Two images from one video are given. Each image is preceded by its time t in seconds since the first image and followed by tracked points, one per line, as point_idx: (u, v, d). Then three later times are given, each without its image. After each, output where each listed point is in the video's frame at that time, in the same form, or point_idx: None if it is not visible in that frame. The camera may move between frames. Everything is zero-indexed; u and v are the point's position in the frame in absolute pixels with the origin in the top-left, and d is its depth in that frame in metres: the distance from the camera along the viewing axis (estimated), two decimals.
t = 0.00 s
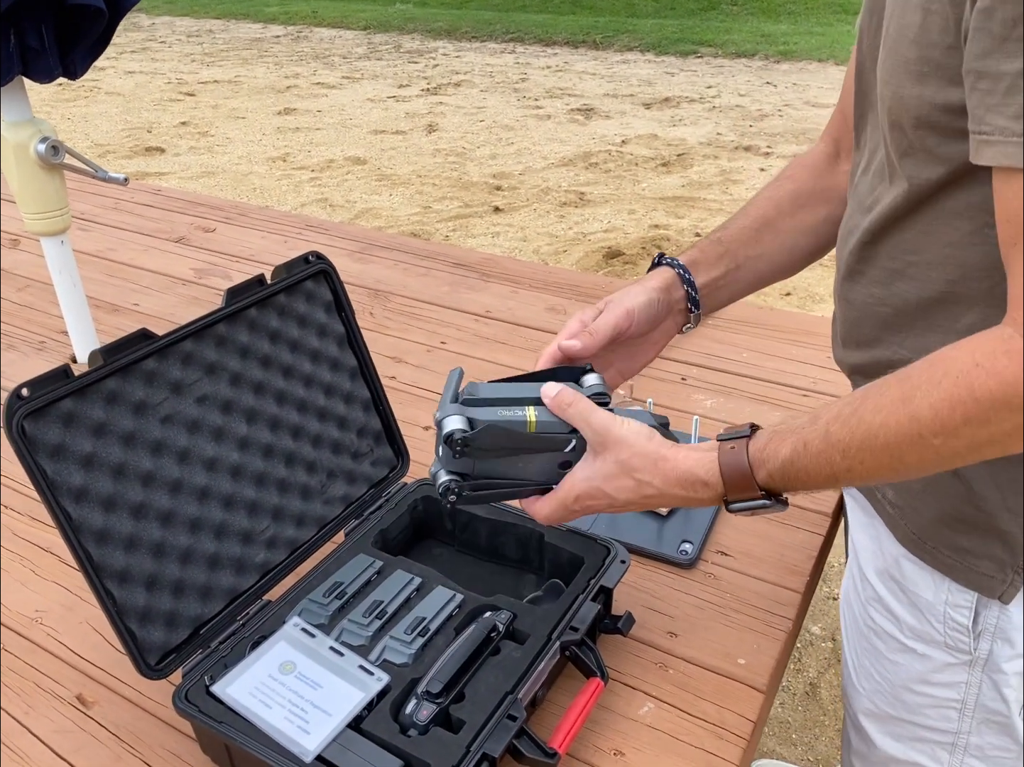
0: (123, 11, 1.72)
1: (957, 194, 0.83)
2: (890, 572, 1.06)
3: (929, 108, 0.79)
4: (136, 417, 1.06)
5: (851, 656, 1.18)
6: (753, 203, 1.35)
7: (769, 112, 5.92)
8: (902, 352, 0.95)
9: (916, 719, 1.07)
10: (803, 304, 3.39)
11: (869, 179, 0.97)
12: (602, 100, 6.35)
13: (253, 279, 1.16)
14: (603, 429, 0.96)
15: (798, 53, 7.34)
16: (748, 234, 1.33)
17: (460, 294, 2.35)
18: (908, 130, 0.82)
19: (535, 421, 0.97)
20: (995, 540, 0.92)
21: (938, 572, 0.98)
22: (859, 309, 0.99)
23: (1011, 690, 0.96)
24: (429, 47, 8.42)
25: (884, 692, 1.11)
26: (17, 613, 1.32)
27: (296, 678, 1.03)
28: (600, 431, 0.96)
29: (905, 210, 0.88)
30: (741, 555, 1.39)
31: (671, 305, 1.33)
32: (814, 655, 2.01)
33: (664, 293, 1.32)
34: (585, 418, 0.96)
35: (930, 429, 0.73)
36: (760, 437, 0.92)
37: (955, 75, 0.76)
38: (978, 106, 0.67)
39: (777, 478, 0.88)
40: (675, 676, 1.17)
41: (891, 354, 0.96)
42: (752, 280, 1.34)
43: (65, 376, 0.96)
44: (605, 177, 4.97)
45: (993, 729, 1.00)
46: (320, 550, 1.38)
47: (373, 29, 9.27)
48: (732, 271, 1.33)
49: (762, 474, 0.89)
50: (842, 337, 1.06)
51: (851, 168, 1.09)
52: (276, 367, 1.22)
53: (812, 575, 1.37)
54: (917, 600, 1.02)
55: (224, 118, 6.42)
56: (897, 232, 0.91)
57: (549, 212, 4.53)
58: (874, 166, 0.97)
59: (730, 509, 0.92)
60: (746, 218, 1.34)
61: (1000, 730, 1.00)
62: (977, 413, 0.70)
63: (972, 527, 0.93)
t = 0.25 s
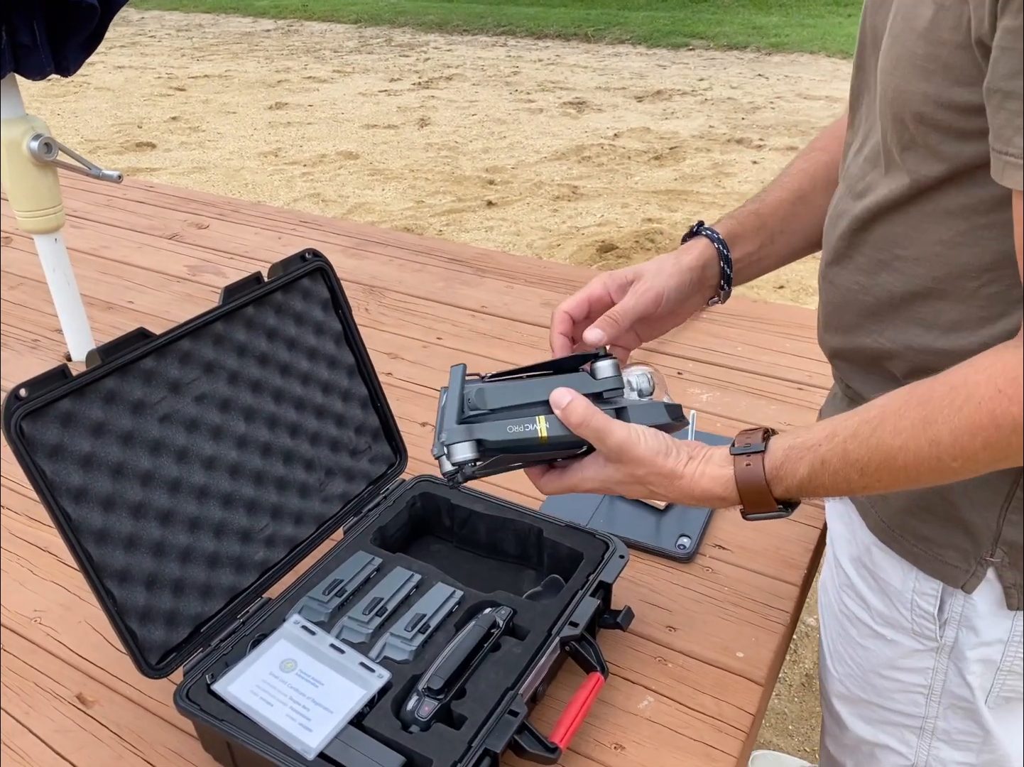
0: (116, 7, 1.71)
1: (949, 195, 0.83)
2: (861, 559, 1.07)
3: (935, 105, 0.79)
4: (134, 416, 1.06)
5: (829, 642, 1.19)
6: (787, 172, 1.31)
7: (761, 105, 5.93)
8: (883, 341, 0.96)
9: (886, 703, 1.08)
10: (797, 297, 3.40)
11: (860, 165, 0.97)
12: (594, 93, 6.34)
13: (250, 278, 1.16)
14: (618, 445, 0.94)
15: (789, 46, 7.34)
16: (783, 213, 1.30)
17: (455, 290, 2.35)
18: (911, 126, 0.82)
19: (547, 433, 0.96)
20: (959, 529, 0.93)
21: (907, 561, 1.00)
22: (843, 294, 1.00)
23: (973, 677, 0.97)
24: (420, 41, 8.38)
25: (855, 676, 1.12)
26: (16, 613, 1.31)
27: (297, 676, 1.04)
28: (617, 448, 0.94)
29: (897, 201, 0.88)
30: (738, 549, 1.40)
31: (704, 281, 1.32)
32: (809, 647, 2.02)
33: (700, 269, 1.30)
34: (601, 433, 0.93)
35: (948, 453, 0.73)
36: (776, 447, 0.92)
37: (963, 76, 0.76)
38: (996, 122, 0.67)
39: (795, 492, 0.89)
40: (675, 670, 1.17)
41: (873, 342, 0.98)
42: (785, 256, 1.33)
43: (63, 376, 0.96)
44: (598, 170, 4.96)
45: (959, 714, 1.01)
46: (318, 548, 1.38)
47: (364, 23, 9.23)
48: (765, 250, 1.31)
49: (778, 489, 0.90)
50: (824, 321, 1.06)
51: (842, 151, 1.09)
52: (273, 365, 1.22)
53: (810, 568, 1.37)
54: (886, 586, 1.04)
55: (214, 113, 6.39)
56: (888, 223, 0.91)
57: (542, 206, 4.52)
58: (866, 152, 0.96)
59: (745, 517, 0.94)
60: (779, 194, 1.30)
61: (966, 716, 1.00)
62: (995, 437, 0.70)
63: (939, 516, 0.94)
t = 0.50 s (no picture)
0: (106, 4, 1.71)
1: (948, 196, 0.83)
2: (852, 555, 1.08)
3: (941, 105, 0.78)
4: (128, 415, 1.05)
5: (817, 638, 1.19)
6: (800, 170, 1.30)
7: (754, 100, 5.93)
8: (877, 339, 0.96)
9: (874, 698, 1.08)
10: (791, 292, 3.40)
11: (859, 160, 0.97)
12: (587, 89, 6.33)
13: (243, 276, 1.15)
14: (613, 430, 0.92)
15: (781, 40, 7.34)
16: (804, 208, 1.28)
17: (449, 286, 2.35)
18: (915, 125, 0.82)
19: (543, 421, 0.93)
20: (948, 526, 0.93)
21: (897, 558, 1.00)
22: (838, 289, 1.00)
23: (963, 673, 0.98)
24: (412, 36, 8.36)
25: (844, 671, 1.12)
26: (10, 613, 1.31)
27: (293, 674, 1.03)
28: (611, 433, 0.92)
29: (897, 199, 0.88)
30: (734, 544, 1.40)
31: (726, 289, 1.27)
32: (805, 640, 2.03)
33: (723, 278, 1.25)
34: (597, 418, 0.91)
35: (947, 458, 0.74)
36: (772, 442, 0.92)
37: (971, 78, 0.76)
38: (1011, 130, 0.67)
39: (790, 489, 0.89)
40: (671, 666, 1.17)
41: (867, 339, 0.98)
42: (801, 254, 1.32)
43: (56, 375, 0.95)
44: (591, 166, 4.96)
45: (948, 710, 1.01)
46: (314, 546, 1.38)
47: (356, 19, 9.20)
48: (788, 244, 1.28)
49: (773, 485, 0.90)
50: (817, 317, 1.06)
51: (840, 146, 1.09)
52: (267, 363, 1.21)
53: (805, 563, 1.38)
54: (877, 582, 1.04)
55: (206, 110, 6.36)
56: (886, 220, 0.91)
57: (536, 202, 4.52)
58: (865, 147, 0.96)
59: (737, 512, 0.94)
60: (797, 190, 1.28)
61: (954, 712, 1.01)
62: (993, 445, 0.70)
63: (929, 512, 0.95)
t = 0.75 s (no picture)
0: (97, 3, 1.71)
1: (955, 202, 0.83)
2: (853, 559, 1.08)
3: (950, 112, 0.79)
4: (118, 417, 1.05)
5: (820, 640, 1.19)
6: (781, 176, 1.27)
7: (747, 96, 5.93)
8: (879, 344, 0.96)
9: (878, 702, 1.09)
10: (784, 289, 3.41)
11: (860, 162, 0.97)
12: (580, 86, 6.33)
13: (234, 276, 1.15)
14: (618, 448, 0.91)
15: (774, 37, 7.35)
16: (782, 218, 1.25)
17: (442, 285, 2.35)
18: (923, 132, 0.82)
19: (548, 448, 0.91)
20: (949, 530, 0.93)
21: (898, 561, 1.00)
22: (840, 293, 1.00)
23: (965, 677, 0.98)
24: (405, 34, 8.34)
25: (847, 675, 1.12)
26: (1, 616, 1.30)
27: (286, 676, 1.03)
28: (618, 450, 0.91)
29: (903, 204, 0.88)
30: (727, 543, 1.40)
31: (709, 295, 1.26)
32: (799, 637, 2.03)
33: (704, 283, 1.25)
34: (601, 439, 0.91)
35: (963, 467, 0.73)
36: (781, 447, 0.91)
37: (980, 85, 0.76)
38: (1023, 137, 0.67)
39: (800, 495, 0.88)
40: (665, 664, 1.17)
41: (869, 344, 0.98)
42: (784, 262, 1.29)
43: (46, 377, 0.94)
44: (585, 163, 4.96)
45: (952, 714, 1.02)
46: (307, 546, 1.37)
47: (348, 16, 9.17)
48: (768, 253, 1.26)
49: (783, 492, 0.89)
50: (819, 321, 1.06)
51: (836, 147, 1.09)
52: (258, 364, 1.21)
53: (798, 561, 1.38)
54: (878, 586, 1.04)
55: (198, 108, 6.34)
56: (891, 225, 0.91)
57: (529, 199, 4.51)
58: (868, 150, 0.96)
59: (747, 518, 0.92)
60: (774, 197, 1.25)
61: (958, 716, 1.01)
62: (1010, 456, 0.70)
63: (930, 517, 0.95)
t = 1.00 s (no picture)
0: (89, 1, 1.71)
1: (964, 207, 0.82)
2: (851, 560, 1.07)
3: (961, 117, 0.78)
4: (113, 418, 1.04)
5: (816, 641, 1.19)
6: (779, 186, 1.27)
7: (742, 94, 5.93)
8: (881, 347, 0.95)
9: (876, 702, 1.09)
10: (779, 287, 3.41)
11: (864, 166, 0.97)
12: (575, 84, 6.33)
13: (228, 276, 1.14)
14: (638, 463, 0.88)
15: (769, 35, 7.36)
16: (783, 228, 1.23)
17: (438, 284, 2.34)
18: (933, 138, 0.82)
19: (568, 465, 0.87)
20: (949, 531, 0.93)
21: (897, 563, 1.00)
22: (842, 296, 1.00)
23: (964, 677, 0.99)
24: (400, 32, 8.33)
25: (845, 676, 1.12)
26: None
27: (282, 676, 1.03)
28: (637, 464, 0.88)
29: (910, 208, 0.87)
30: (723, 541, 1.40)
31: (714, 314, 1.23)
32: (794, 635, 2.04)
33: (710, 302, 1.22)
34: (620, 453, 0.87)
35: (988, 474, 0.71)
36: (800, 458, 0.89)
37: (993, 90, 0.76)
38: None
39: (821, 508, 0.86)
40: (660, 663, 1.18)
41: (871, 346, 0.97)
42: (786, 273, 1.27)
43: (40, 378, 0.94)
44: (580, 162, 4.95)
45: (950, 714, 1.02)
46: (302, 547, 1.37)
47: (343, 15, 9.15)
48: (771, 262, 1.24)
49: (803, 504, 0.87)
50: (820, 324, 1.06)
51: (834, 150, 1.09)
52: (253, 364, 1.21)
53: (793, 559, 1.38)
54: (876, 587, 1.04)
55: (193, 107, 6.32)
56: (897, 228, 0.90)
57: (525, 198, 4.51)
58: (871, 153, 0.96)
59: (764, 531, 0.90)
60: (776, 207, 1.24)
61: (956, 716, 1.02)
62: None
63: (930, 519, 0.94)
